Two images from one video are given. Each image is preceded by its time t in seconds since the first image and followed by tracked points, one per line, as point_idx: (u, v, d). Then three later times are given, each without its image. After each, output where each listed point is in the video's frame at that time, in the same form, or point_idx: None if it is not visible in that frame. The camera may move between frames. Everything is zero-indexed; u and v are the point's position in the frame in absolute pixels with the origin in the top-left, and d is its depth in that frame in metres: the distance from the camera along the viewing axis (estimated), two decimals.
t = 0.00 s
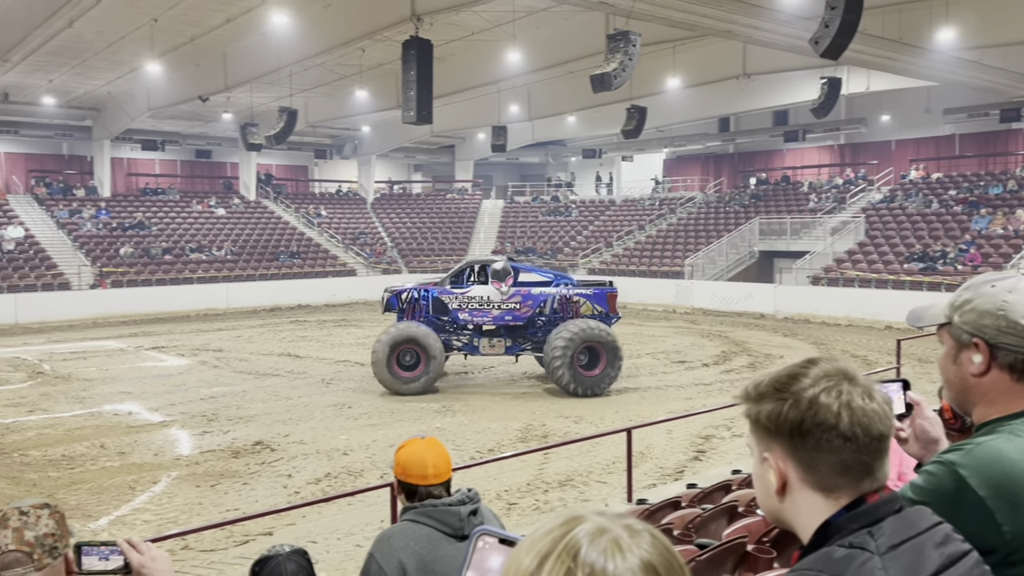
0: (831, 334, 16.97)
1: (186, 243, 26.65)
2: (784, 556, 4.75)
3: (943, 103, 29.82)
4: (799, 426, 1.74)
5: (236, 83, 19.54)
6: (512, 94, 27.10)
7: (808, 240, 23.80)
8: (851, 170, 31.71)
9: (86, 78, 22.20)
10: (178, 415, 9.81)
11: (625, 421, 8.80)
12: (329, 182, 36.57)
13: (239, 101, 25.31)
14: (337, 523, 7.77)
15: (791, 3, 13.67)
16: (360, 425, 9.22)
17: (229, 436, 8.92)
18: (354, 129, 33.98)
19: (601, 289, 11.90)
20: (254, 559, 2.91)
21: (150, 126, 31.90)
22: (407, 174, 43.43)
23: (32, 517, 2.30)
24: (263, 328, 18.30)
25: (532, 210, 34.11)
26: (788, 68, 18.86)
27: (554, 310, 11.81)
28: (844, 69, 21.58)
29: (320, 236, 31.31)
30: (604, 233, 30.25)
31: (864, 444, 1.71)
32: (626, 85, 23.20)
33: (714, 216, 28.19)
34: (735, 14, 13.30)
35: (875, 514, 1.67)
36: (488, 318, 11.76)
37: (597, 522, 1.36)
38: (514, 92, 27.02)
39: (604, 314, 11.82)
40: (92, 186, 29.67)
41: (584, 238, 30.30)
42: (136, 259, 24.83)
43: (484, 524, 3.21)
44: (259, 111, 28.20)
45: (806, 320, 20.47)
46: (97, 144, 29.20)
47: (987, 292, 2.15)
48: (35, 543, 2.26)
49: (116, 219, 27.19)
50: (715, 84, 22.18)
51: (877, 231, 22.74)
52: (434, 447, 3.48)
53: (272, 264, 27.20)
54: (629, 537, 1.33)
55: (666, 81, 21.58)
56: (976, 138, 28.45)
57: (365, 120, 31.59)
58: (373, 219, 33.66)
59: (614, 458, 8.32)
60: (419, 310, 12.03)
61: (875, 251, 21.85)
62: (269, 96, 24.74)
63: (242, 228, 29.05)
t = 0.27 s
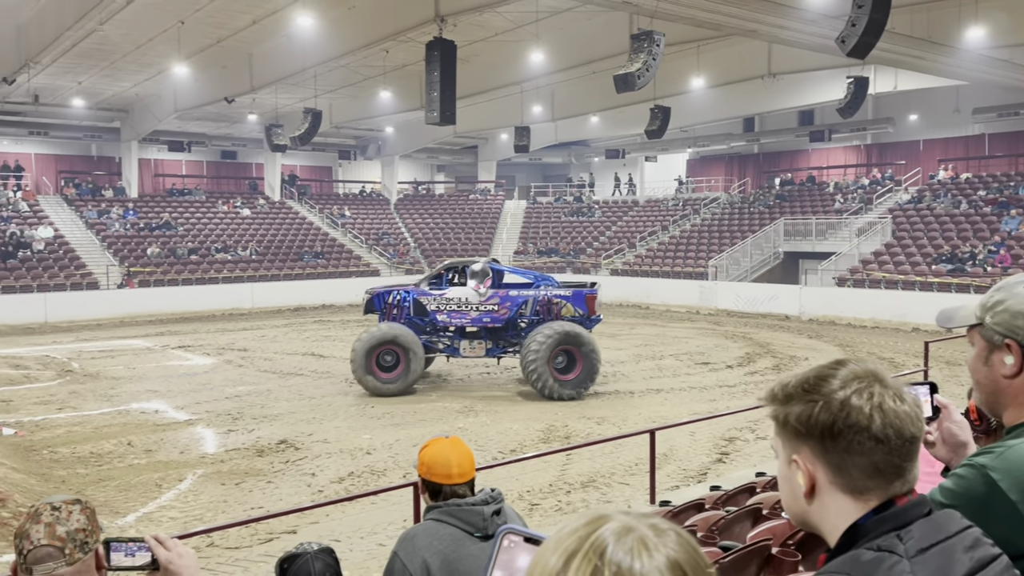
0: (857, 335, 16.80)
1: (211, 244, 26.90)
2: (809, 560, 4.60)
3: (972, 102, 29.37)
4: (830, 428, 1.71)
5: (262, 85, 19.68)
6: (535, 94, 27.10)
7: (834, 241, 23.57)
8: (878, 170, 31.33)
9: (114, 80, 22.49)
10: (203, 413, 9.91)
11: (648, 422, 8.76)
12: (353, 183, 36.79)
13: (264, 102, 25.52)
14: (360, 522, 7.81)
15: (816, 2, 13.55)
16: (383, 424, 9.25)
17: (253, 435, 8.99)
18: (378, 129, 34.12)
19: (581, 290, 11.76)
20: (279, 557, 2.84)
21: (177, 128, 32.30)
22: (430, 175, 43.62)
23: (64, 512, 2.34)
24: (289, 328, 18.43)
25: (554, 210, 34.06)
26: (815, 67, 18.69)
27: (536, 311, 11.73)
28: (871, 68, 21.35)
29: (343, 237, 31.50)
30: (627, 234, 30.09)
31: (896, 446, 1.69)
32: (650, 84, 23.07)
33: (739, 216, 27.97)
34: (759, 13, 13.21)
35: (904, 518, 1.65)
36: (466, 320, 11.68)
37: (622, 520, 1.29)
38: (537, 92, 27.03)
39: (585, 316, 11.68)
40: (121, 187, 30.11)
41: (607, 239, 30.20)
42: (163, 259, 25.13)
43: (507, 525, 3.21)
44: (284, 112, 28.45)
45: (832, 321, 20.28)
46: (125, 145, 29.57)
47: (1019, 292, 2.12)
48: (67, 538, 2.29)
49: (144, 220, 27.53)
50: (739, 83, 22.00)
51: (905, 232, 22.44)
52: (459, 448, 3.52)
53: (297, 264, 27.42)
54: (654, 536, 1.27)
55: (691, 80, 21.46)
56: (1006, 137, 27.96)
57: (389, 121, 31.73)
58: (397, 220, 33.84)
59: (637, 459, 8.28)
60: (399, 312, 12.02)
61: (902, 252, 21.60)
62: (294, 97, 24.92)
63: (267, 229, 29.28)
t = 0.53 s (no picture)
0: (888, 338, 16.60)
1: (241, 244, 27.22)
2: (837, 565, 4.49)
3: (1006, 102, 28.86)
4: (862, 432, 1.69)
5: (290, 87, 19.87)
6: (561, 95, 27.10)
7: (864, 243, 23.29)
8: (909, 171, 30.88)
9: (146, 83, 22.84)
10: (232, 412, 10.03)
11: (674, 425, 8.71)
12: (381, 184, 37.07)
13: (293, 104, 25.76)
14: (386, 522, 7.85)
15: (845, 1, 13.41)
16: (409, 425, 9.29)
17: (281, 434, 9.07)
18: (405, 131, 34.29)
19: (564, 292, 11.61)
20: (309, 555, 2.82)
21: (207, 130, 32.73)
22: (456, 176, 43.85)
23: (97, 509, 2.41)
24: (317, 328, 18.58)
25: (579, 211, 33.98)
26: (845, 67, 18.51)
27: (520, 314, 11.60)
28: (902, 67, 21.10)
29: (370, 237, 31.74)
30: (653, 235, 29.95)
31: (930, 450, 1.66)
32: (677, 85, 22.97)
33: (767, 218, 27.74)
34: (787, 13, 13.11)
35: (936, 522, 1.63)
36: (447, 322, 11.64)
37: (653, 521, 1.29)
38: (563, 93, 27.04)
39: (568, 319, 11.50)
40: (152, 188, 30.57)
41: (633, 240, 30.08)
42: (193, 259, 25.49)
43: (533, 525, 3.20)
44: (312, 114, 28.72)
45: (862, 324, 20.06)
46: (156, 147, 30.01)
47: None
48: (101, 533, 2.36)
49: (174, 221, 27.91)
50: (768, 83, 21.83)
51: (936, 234, 22.11)
52: (485, 448, 3.55)
53: (324, 265, 27.67)
54: (684, 537, 1.26)
55: (718, 81, 21.32)
56: None
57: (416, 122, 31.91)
58: (423, 221, 34.02)
59: (663, 462, 8.25)
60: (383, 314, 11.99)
61: (933, 254, 21.30)
62: (322, 99, 25.15)
63: (295, 229, 29.56)
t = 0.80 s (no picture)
0: (926, 342, 16.34)
1: (275, 246, 27.59)
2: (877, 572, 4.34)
3: None
4: (904, 436, 1.64)
5: (324, 90, 20.08)
6: (593, 97, 27.08)
7: (902, 246, 22.95)
8: (949, 173, 30.27)
9: (184, 87, 23.25)
10: (267, 412, 10.16)
11: (707, 428, 8.65)
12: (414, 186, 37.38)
13: (327, 107, 26.04)
14: (418, 522, 7.89)
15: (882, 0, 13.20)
16: (440, 426, 9.33)
17: (314, 434, 9.16)
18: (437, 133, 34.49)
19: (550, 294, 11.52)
20: (344, 554, 2.71)
21: (244, 133, 33.23)
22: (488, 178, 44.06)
23: (139, 505, 2.34)
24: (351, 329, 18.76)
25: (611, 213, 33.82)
26: (883, 67, 18.25)
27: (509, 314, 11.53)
28: (942, 67, 20.76)
29: (403, 239, 31.99)
30: (686, 237, 29.76)
31: (974, 455, 1.60)
32: (711, 86, 22.82)
33: (802, 220, 27.40)
34: (823, 12, 12.98)
35: (978, 529, 1.59)
36: (435, 324, 11.63)
37: (690, 522, 1.26)
38: (595, 95, 27.02)
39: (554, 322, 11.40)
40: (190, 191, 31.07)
41: (665, 242, 29.89)
42: (229, 260, 25.91)
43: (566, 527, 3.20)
44: (346, 117, 28.98)
45: (900, 328, 19.74)
46: (194, 150, 30.52)
47: None
48: (142, 529, 2.28)
49: (211, 222, 28.39)
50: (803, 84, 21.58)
51: (977, 237, 21.67)
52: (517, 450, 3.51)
53: (357, 266, 27.93)
54: (723, 539, 1.23)
55: (752, 81, 21.14)
56: None
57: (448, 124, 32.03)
58: (455, 224, 34.20)
59: (695, 465, 8.19)
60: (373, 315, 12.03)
61: (974, 257, 20.89)
62: (356, 102, 25.38)
63: (329, 232, 29.90)
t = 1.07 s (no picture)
0: (981, 347, 15.95)
1: (321, 248, 28.02)
2: None
3: None
4: (959, 443, 1.58)
5: (369, 94, 20.29)
6: (637, 98, 26.98)
7: (954, 248, 22.47)
8: (1004, 173, 29.46)
9: (233, 92, 23.75)
10: (311, 411, 10.31)
11: (752, 432, 8.55)
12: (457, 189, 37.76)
13: (371, 110, 26.34)
14: (461, 522, 7.91)
15: None
16: (483, 427, 9.36)
17: (358, 434, 9.26)
18: (480, 136, 34.71)
19: (549, 296, 11.43)
20: (386, 552, 2.71)
21: (290, 137, 33.83)
22: (530, 180, 44.36)
23: (190, 500, 2.34)
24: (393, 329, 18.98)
25: (656, 215, 33.57)
26: (935, 66, 17.89)
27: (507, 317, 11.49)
28: (997, 64, 20.28)
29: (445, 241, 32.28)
30: (730, 239, 29.44)
31: None
32: (757, 86, 22.58)
33: (850, 221, 26.91)
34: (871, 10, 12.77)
35: None
36: (433, 326, 11.58)
37: (736, 525, 1.25)
38: (639, 96, 26.93)
39: (552, 324, 11.32)
40: (237, 193, 31.68)
41: (710, 244, 29.59)
42: (276, 261, 26.37)
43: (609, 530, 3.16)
44: (390, 120, 29.28)
45: (952, 332, 19.30)
46: (241, 153, 31.08)
47: None
48: (193, 524, 2.29)
49: (258, 224, 28.93)
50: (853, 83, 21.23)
51: None
52: (561, 450, 3.46)
53: (400, 268, 28.20)
54: (769, 542, 1.21)
55: (799, 81, 20.88)
56: None
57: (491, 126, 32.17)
58: (498, 226, 34.40)
59: (740, 470, 8.11)
60: (372, 317, 12.00)
61: None
62: (400, 105, 25.63)
63: (373, 234, 30.28)
